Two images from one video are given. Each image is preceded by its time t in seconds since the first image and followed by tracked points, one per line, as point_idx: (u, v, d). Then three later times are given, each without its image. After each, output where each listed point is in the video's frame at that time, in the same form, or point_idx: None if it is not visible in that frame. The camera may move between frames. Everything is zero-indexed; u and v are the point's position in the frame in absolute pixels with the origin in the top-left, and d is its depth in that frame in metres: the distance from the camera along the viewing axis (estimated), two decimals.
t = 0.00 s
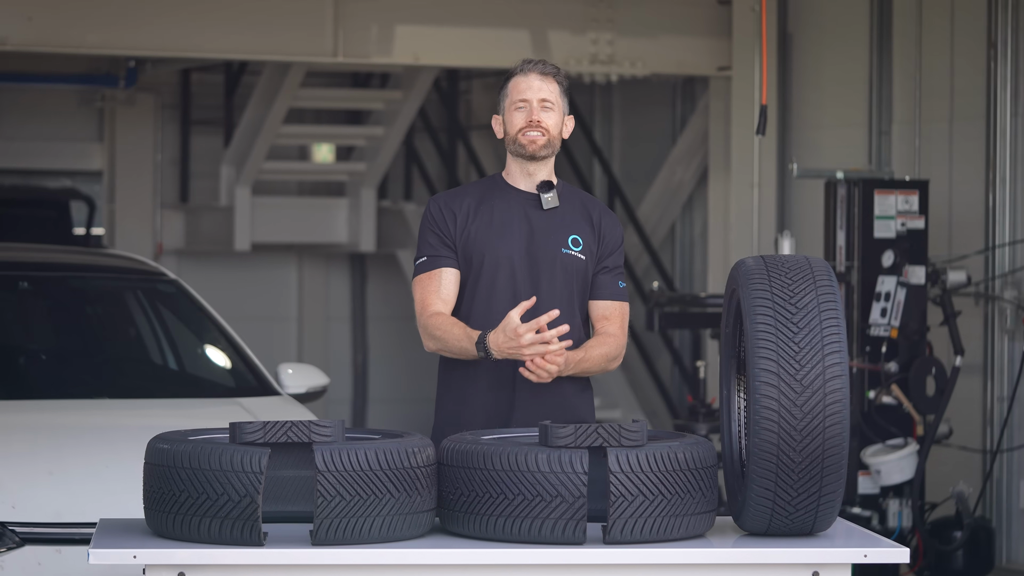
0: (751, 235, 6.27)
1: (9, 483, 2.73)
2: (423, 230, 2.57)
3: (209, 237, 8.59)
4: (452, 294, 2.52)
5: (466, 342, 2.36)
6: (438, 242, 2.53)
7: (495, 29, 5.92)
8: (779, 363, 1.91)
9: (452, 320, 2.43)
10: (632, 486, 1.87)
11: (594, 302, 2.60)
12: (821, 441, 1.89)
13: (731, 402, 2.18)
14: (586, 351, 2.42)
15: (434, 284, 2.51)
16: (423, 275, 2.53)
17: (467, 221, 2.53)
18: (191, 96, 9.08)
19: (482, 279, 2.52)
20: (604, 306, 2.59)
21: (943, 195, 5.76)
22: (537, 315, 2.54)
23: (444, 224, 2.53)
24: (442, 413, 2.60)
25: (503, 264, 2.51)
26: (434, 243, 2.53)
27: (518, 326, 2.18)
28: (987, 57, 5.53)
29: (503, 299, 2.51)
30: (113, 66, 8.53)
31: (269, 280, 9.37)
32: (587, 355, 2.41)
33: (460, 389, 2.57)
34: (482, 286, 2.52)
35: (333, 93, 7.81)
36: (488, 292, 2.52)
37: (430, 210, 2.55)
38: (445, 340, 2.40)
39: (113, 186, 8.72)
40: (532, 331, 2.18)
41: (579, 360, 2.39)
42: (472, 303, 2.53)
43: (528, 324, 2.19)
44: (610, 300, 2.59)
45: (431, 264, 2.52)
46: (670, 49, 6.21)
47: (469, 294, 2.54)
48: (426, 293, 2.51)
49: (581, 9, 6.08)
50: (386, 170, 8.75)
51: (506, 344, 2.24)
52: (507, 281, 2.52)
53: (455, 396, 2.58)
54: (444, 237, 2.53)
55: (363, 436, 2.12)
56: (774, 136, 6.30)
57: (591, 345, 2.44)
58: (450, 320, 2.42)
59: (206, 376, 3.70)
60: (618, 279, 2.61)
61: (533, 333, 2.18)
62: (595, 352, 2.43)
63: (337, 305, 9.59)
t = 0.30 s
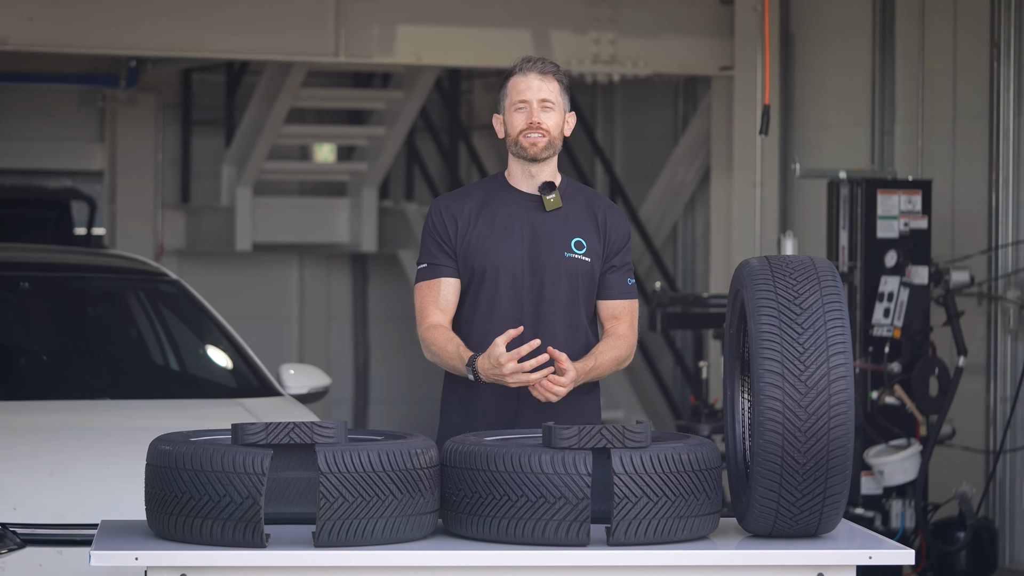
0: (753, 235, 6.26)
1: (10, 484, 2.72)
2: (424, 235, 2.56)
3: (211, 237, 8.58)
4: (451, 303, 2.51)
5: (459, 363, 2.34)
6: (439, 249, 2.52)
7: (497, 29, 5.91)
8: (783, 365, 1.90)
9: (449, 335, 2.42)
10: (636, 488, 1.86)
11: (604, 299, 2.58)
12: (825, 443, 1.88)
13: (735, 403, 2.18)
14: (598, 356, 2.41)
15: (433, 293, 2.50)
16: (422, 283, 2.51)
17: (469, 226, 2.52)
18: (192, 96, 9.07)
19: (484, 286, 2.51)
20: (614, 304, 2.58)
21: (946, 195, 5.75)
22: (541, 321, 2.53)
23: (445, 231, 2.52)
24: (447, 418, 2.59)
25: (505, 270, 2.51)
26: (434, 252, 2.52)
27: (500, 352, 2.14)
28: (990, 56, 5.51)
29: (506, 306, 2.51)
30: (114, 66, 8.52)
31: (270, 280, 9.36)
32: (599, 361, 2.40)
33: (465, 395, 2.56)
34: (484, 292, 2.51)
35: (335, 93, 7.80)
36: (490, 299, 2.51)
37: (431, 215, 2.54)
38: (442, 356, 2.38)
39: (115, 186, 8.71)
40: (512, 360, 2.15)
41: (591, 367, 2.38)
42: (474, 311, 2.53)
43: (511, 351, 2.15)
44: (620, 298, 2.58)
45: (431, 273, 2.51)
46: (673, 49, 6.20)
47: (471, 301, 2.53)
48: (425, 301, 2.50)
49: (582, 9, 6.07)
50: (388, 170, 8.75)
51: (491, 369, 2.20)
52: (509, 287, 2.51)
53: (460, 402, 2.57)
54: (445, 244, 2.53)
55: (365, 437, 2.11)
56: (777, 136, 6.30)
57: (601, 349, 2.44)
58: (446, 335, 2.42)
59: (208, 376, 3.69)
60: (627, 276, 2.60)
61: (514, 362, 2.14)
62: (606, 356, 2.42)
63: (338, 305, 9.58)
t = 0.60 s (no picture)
0: (754, 236, 6.25)
1: (9, 486, 2.71)
2: (424, 238, 2.55)
3: (211, 237, 8.57)
4: (450, 307, 2.52)
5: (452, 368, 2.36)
6: (438, 253, 2.52)
7: (498, 29, 5.90)
8: (784, 367, 1.89)
9: (446, 340, 2.43)
10: (637, 490, 1.85)
11: (604, 302, 2.58)
12: (826, 444, 1.88)
13: (736, 405, 2.17)
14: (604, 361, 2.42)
15: (430, 296, 2.51)
16: (421, 285, 2.52)
17: (468, 229, 2.51)
18: (192, 96, 9.07)
19: (485, 290, 2.51)
20: (615, 307, 2.57)
21: (947, 196, 5.74)
22: (542, 324, 2.52)
23: (445, 234, 2.52)
24: (448, 423, 2.58)
25: (506, 273, 2.50)
26: (433, 257, 2.51)
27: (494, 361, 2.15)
28: (992, 56, 5.50)
29: (506, 309, 2.51)
30: (115, 67, 8.52)
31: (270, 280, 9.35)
32: (604, 365, 2.40)
33: (465, 399, 2.56)
34: (485, 297, 2.51)
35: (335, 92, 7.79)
36: (490, 302, 2.51)
37: (431, 218, 2.53)
38: (436, 361, 2.40)
39: (115, 186, 8.71)
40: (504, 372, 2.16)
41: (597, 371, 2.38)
42: (474, 316, 2.53)
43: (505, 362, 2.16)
44: (620, 301, 2.57)
45: (429, 276, 2.51)
46: (674, 48, 6.19)
47: (472, 304, 2.53)
48: (422, 305, 2.51)
49: (583, 9, 6.06)
50: (388, 170, 8.74)
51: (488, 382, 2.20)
52: (510, 290, 2.50)
53: (460, 406, 2.56)
54: (445, 247, 2.52)
55: (365, 439, 2.10)
56: (779, 137, 6.29)
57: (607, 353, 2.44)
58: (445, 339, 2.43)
59: (207, 376, 3.68)
60: (627, 279, 2.60)
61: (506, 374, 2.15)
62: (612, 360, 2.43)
63: (339, 305, 9.56)
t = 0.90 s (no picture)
0: (755, 237, 6.24)
1: (8, 488, 2.71)
2: (418, 236, 2.54)
3: (210, 238, 8.57)
4: (439, 302, 2.50)
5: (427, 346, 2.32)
6: (433, 250, 2.51)
7: (499, 29, 5.89)
8: (785, 368, 1.88)
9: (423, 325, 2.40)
10: (637, 492, 1.84)
11: (612, 294, 2.59)
12: (827, 446, 1.87)
13: (737, 406, 2.16)
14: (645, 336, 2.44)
15: (421, 291, 2.49)
16: (413, 281, 2.51)
17: (465, 229, 2.50)
18: (192, 96, 9.06)
19: (482, 288, 2.49)
20: (626, 298, 2.59)
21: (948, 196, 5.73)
22: (542, 322, 2.51)
23: (441, 233, 2.51)
24: (445, 425, 2.56)
25: (504, 271, 2.49)
26: (429, 254, 2.50)
27: (477, 321, 2.12)
28: (993, 56, 5.50)
29: (505, 308, 2.50)
30: (114, 67, 8.52)
31: (269, 280, 9.34)
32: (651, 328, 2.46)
33: (463, 401, 2.54)
34: (482, 295, 2.50)
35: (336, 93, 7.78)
36: (489, 301, 2.49)
37: (426, 217, 2.52)
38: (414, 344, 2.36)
39: (114, 187, 8.70)
40: (478, 337, 2.13)
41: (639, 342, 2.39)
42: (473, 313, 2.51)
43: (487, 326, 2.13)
44: (630, 290, 2.59)
45: (422, 271, 2.50)
46: (674, 48, 6.19)
47: (469, 302, 2.51)
48: (411, 298, 2.49)
49: (584, 9, 6.05)
50: (389, 171, 8.73)
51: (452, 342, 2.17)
52: (509, 289, 2.49)
53: (458, 406, 2.55)
54: (441, 246, 2.51)
55: (364, 441, 2.09)
56: (779, 137, 6.29)
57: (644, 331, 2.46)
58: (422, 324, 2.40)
59: (206, 378, 3.67)
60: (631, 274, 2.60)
61: (476, 341, 2.12)
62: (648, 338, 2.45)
63: (339, 305, 9.56)
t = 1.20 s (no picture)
0: (756, 237, 6.23)
1: (7, 489, 2.70)
2: (418, 233, 2.53)
3: (210, 238, 8.57)
4: (437, 299, 2.47)
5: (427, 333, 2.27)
6: (433, 247, 2.49)
7: (500, 29, 5.89)
8: (788, 369, 1.88)
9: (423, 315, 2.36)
10: (638, 493, 1.84)
11: (616, 293, 2.56)
12: (831, 447, 1.86)
13: (738, 408, 2.15)
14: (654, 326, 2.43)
15: (419, 286, 2.47)
16: (411, 277, 2.48)
17: (466, 227, 2.49)
18: (193, 96, 9.05)
19: (483, 287, 2.49)
20: (631, 294, 2.55)
21: (949, 196, 5.72)
22: (543, 322, 2.50)
23: (442, 230, 2.50)
24: (446, 425, 2.55)
25: (505, 271, 2.49)
26: (429, 250, 2.48)
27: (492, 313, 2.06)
28: (995, 56, 5.49)
29: (506, 308, 2.49)
30: (115, 67, 8.51)
31: (269, 280, 9.33)
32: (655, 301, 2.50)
33: (464, 401, 2.53)
34: (483, 294, 2.49)
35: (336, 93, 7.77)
36: (490, 300, 2.48)
37: (427, 214, 2.51)
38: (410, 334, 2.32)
39: (114, 187, 8.69)
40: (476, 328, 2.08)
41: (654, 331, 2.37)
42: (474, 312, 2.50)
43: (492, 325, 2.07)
44: (633, 287, 2.55)
45: (420, 267, 2.48)
46: (675, 48, 6.18)
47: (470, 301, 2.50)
48: (409, 293, 2.46)
49: (586, 9, 6.05)
50: (389, 171, 8.73)
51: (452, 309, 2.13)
52: (509, 288, 2.49)
53: (457, 408, 2.54)
54: (442, 243, 2.50)
55: (365, 441, 2.09)
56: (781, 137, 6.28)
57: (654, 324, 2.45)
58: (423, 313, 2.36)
59: (207, 378, 3.67)
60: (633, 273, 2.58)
61: (468, 332, 2.08)
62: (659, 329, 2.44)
63: (340, 305, 9.55)
